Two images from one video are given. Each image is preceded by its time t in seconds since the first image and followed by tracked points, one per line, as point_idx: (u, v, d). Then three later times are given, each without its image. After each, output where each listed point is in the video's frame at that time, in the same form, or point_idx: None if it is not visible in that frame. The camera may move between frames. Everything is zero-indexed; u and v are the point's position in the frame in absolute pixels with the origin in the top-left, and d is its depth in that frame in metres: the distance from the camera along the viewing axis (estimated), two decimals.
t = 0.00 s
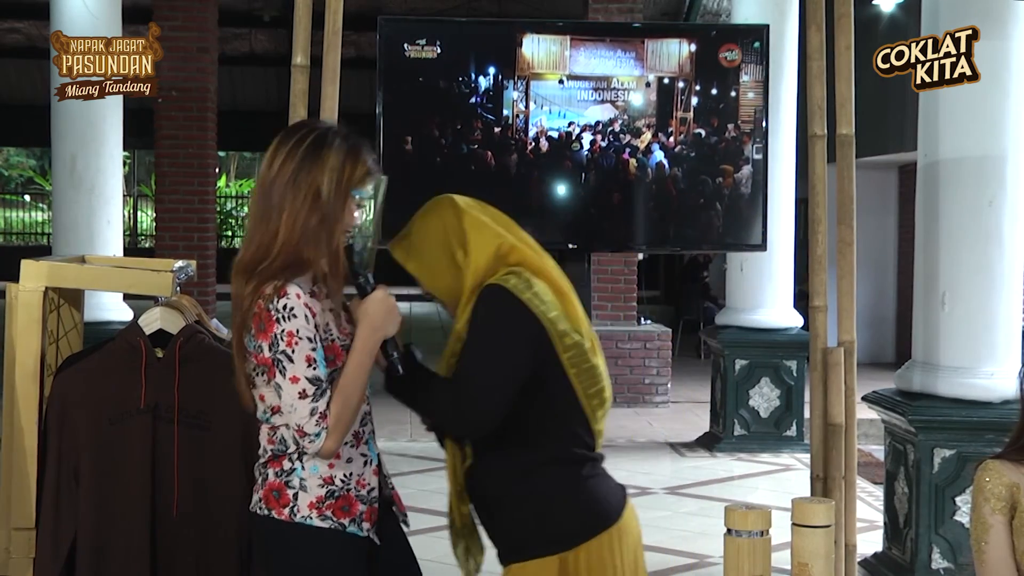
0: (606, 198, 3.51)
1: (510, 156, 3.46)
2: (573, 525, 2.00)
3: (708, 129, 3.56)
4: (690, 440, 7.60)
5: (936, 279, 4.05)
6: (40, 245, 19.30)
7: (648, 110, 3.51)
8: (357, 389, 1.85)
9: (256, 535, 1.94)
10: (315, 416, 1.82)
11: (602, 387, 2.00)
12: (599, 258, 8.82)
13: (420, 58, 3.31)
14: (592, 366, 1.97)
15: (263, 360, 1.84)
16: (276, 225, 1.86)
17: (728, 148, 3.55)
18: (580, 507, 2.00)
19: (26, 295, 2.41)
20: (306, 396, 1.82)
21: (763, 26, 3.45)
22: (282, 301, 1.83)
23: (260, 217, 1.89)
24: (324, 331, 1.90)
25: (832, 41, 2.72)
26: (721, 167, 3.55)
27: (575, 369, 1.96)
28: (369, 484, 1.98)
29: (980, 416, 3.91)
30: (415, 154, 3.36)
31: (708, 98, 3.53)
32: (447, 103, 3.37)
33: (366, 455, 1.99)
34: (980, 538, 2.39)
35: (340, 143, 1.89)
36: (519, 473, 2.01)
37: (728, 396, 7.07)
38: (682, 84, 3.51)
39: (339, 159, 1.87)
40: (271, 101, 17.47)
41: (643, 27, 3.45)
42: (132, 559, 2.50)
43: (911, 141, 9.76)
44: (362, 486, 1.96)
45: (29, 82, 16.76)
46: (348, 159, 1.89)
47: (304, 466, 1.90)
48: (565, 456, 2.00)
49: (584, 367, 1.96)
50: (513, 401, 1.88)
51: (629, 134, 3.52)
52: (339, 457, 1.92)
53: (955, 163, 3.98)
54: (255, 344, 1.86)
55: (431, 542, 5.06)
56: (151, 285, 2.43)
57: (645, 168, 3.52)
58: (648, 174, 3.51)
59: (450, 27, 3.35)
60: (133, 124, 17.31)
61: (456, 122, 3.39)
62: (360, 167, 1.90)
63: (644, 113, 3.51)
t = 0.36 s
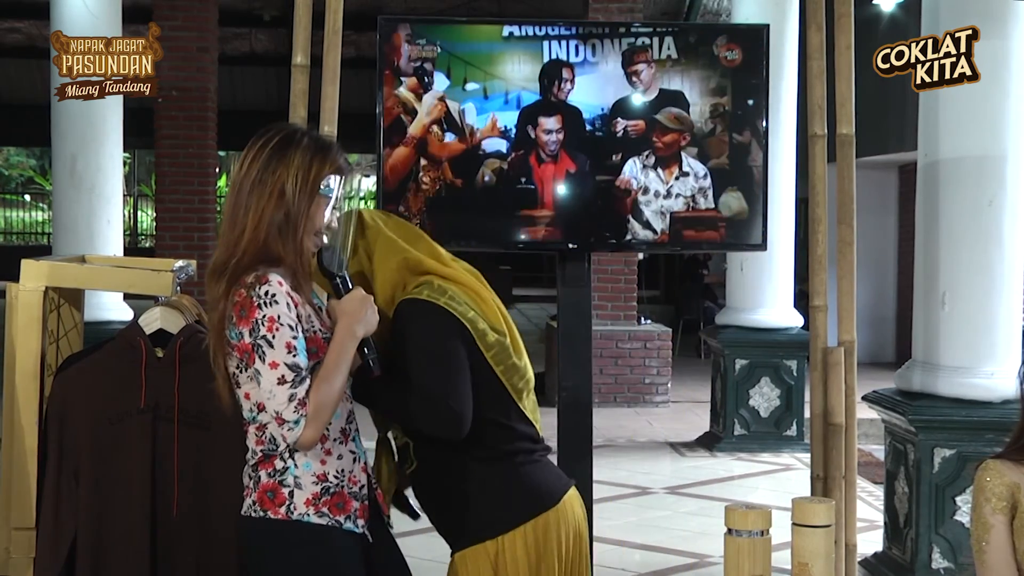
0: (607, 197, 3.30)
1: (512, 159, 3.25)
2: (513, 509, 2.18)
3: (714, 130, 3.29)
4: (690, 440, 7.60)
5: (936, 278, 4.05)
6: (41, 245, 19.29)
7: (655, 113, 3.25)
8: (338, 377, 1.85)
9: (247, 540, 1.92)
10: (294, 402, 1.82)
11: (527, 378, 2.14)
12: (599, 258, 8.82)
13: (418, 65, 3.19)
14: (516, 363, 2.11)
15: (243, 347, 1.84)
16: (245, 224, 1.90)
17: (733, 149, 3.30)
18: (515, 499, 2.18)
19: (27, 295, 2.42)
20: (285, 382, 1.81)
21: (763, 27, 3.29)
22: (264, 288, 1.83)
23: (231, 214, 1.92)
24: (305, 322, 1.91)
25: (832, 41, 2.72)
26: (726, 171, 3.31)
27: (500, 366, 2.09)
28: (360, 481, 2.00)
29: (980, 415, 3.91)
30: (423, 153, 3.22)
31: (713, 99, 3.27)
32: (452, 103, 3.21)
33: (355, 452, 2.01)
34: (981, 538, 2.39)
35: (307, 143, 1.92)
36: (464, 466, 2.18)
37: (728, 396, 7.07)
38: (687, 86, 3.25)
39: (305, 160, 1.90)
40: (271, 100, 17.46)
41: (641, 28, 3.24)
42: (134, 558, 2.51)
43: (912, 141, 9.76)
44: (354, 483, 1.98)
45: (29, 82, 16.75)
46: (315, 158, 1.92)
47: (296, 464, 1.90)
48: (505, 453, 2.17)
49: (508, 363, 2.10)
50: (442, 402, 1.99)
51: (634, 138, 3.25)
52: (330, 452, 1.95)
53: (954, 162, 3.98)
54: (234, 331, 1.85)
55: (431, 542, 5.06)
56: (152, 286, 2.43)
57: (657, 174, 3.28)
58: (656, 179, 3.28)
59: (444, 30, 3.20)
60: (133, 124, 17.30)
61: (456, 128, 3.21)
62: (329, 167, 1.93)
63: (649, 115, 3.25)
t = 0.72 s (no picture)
0: (602, 196, 3.31)
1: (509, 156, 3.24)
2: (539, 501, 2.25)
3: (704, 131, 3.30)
4: (690, 439, 7.59)
5: (936, 278, 4.05)
6: (41, 245, 19.29)
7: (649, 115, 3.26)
8: (332, 380, 1.83)
9: (248, 538, 1.92)
10: (278, 402, 1.79)
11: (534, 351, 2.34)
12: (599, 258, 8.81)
13: (422, 63, 3.20)
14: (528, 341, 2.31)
15: (235, 347, 1.83)
16: (240, 230, 1.90)
17: (722, 149, 3.31)
18: (536, 486, 2.24)
19: (26, 295, 2.42)
20: (271, 381, 1.79)
21: (758, 26, 3.31)
22: (258, 290, 1.82)
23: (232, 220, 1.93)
24: (303, 324, 1.89)
25: (831, 40, 2.72)
26: (717, 172, 3.32)
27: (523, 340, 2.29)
28: (367, 484, 1.98)
29: (980, 415, 3.91)
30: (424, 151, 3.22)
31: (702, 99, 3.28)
32: (446, 103, 3.21)
33: (362, 455, 1.99)
34: (981, 536, 2.38)
35: (299, 148, 1.92)
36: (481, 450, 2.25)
37: (728, 396, 7.07)
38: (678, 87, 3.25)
39: (295, 163, 1.90)
40: (271, 100, 17.47)
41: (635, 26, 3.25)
42: (133, 557, 2.51)
43: (912, 141, 9.76)
44: (360, 485, 1.96)
45: (30, 82, 16.76)
46: (307, 161, 1.91)
47: (301, 464, 1.90)
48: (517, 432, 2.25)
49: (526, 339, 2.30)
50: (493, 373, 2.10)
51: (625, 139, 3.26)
52: (335, 453, 1.94)
53: (955, 162, 3.98)
54: (228, 331, 1.85)
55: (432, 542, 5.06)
56: (151, 285, 2.42)
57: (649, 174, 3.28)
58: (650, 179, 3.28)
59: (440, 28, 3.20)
60: (133, 124, 17.31)
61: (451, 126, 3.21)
62: (321, 170, 1.91)
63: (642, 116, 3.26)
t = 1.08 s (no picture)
0: (600, 198, 3.85)
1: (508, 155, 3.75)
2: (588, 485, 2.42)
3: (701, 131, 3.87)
4: (690, 439, 7.59)
5: (936, 278, 4.05)
6: (40, 245, 19.32)
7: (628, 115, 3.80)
8: (340, 362, 1.75)
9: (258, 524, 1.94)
10: (285, 382, 1.77)
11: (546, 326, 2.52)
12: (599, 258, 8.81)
13: (422, 62, 3.67)
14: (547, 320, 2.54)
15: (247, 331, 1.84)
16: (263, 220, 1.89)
17: (719, 149, 3.88)
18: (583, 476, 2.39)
19: (26, 295, 2.42)
20: (278, 363, 1.78)
21: (760, 27, 3.83)
22: (264, 275, 1.81)
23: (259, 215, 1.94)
24: (310, 309, 1.87)
25: (832, 40, 2.72)
26: (713, 172, 3.89)
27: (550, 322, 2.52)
28: (366, 477, 1.90)
29: (980, 415, 3.91)
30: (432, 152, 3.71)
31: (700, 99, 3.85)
32: (450, 103, 3.72)
33: (366, 448, 1.91)
34: (982, 531, 2.38)
35: (299, 130, 1.85)
36: (541, 450, 2.33)
37: (727, 396, 7.07)
38: (677, 88, 3.81)
39: (295, 147, 1.83)
40: (271, 100, 17.47)
41: (632, 31, 3.80)
42: (133, 558, 2.52)
43: (912, 141, 9.76)
44: (355, 478, 1.89)
45: (29, 82, 16.76)
46: (307, 141, 1.84)
47: (293, 452, 1.87)
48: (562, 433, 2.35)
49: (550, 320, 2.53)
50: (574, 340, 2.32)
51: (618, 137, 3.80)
52: (329, 444, 1.87)
53: (954, 162, 3.98)
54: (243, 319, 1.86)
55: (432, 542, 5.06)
56: (151, 285, 2.42)
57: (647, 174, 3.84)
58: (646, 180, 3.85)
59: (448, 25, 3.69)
60: (133, 124, 17.32)
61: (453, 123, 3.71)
62: (321, 145, 1.83)
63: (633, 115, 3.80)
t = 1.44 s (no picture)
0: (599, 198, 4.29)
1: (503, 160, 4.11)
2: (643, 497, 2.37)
3: (702, 132, 4.33)
4: (690, 439, 7.59)
5: (936, 277, 4.05)
6: (41, 245, 19.34)
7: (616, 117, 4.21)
8: (351, 346, 1.76)
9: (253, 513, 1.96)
10: (295, 369, 1.79)
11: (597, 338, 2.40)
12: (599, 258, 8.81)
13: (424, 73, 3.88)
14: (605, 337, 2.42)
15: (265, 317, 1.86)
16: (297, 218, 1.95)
17: (720, 153, 4.35)
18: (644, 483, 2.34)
19: (27, 295, 2.39)
20: (290, 350, 1.80)
21: (761, 26, 4.09)
22: (287, 262, 1.85)
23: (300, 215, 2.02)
24: (328, 301, 1.90)
25: (832, 40, 2.72)
26: (713, 177, 4.35)
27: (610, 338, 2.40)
28: (356, 479, 1.89)
29: (980, 415, 3.92)
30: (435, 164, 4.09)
31: (700, 100, 4.31)
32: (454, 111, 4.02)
33: (360, 450, 1.90)
34: (981, 528, 2.38)
35: (328, 125, 1.92)
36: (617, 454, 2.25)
37: (728, 395, 7.07)
38: (677, 90, 4.23)
39: (323, 142, 1.90)
40: (271, 100, 17.48)
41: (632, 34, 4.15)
42: (133, 557, 2.53)
43: (912, 141, 9.75)
44: (346, 479, 1.89)
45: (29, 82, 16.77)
46: (335, 134, 1.90)
47: (289, 444, 1.88)
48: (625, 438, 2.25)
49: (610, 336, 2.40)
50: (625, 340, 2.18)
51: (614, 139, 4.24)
52: (324, 441, 1.87)
53: (955, 162, 3.98)
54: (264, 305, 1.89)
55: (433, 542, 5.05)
56: (152, 284, 2.42)
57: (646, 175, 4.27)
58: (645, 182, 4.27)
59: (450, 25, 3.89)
60: (133, 124, 17.34)
61: (460, 133, 4.09)
62: (347, 136, 1.88)
63: (630, 118, 4.24)
